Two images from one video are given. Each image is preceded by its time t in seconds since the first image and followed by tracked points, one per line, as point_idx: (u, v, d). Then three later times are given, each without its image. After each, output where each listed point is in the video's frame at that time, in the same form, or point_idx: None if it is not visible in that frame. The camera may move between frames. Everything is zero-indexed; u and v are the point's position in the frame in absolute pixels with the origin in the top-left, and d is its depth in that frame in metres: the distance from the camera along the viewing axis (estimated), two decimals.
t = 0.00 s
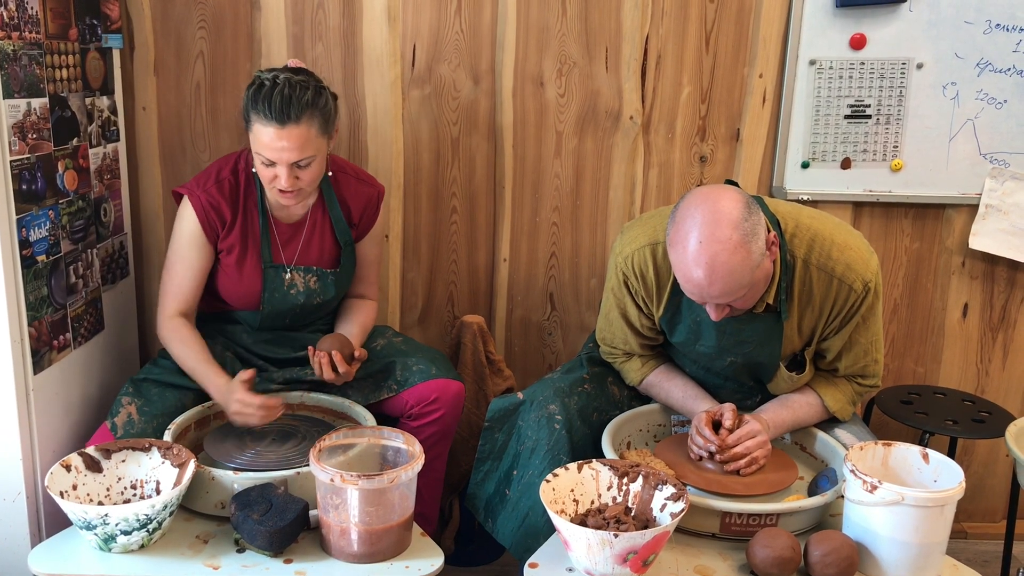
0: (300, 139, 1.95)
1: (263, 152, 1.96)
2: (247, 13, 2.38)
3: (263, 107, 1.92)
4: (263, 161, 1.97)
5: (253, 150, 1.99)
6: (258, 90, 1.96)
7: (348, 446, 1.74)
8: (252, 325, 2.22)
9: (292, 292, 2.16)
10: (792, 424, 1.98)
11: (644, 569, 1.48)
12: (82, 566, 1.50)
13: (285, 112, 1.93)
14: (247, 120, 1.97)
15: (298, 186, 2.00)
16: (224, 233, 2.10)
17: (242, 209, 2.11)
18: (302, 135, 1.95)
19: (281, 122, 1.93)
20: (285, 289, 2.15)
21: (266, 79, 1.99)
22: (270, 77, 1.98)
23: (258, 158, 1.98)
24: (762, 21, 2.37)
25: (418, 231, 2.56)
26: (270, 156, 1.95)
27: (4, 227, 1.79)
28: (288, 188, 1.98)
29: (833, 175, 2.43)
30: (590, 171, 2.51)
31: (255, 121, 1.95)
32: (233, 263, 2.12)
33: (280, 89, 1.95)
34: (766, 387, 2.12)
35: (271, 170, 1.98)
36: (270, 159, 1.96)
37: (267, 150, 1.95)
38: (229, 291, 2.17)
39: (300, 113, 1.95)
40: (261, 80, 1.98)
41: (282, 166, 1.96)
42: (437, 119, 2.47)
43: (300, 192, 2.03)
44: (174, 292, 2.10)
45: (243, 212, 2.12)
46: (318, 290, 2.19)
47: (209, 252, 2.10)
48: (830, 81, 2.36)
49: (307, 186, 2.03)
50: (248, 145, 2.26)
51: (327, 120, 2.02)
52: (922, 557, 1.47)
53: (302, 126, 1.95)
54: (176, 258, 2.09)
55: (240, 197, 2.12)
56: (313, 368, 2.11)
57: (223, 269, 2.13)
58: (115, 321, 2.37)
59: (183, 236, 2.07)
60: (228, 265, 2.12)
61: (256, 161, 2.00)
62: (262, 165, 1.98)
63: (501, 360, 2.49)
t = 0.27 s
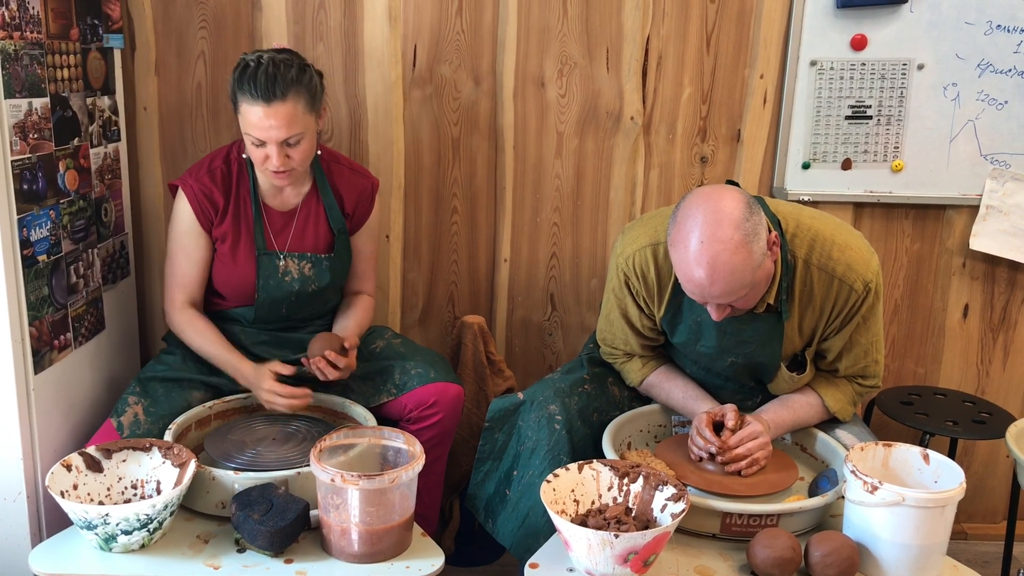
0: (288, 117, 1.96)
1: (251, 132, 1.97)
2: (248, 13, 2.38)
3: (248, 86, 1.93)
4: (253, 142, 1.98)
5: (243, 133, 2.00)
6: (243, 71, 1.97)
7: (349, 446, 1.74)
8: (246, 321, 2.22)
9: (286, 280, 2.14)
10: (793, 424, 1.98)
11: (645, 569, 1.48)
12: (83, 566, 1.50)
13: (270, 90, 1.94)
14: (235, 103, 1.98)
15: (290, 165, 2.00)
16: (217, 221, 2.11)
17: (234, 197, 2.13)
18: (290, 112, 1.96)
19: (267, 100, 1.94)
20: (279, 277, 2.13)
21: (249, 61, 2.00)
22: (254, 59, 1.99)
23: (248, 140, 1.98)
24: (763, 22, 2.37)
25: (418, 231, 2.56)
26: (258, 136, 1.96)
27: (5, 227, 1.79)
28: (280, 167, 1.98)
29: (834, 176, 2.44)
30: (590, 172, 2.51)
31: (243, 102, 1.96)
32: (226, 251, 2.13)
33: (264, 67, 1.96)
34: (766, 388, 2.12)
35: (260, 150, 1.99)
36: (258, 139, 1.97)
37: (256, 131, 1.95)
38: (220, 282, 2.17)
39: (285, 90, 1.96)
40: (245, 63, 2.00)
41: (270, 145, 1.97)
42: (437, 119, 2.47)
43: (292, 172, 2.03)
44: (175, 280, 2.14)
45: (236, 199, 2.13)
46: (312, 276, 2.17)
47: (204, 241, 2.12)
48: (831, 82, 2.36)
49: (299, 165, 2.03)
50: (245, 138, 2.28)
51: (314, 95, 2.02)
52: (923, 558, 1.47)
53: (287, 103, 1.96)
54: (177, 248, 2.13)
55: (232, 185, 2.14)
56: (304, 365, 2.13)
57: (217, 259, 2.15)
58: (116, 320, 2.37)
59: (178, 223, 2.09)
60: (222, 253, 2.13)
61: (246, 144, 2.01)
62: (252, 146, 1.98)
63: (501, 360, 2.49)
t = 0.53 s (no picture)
0: (289, 106, 1.97)
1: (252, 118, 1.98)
2: (250, 13, 2.38)
3: (252, 74, 1.94)
4: (253, 130, 1.98)
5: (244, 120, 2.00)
6: (248, 60, 1.98)
7: (350, 447, 1.74)
8: (243, 317, 2.22)
9: (281, 271, 2.16)
10: (793, 424, 1.98)
11: (646, 570, 1.48)
12: (84, 566, 1.50)
13: (274, 78, 1.95)
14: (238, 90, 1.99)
15: (288, 155, 2.01)
16: (211, 210, 2.13)
17: (230, 186, 2.15)
18: (292, 102, 1.97)
19: (270, 88, 1.95)
20: (274, 268, 2.15)
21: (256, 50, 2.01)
22: (260, 48, 2.00)
23: (249, 128, 1.99)
24: (764, 22, 2.37)
25: (419, 231, 2.56)
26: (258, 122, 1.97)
27: (7, 227, 1.79)
28: (278, 156, 1.99)
29: (835, 177, 2.44)
30: (592, 172, 2.51)
31: (246, 90, 1.97)
32: (220, 240, 2.14)
33: (269, 57, 1.97)
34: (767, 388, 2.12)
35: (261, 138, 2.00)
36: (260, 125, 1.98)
37: (258, 118, 1.96)
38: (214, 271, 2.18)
39: (289, 80, 1.97)
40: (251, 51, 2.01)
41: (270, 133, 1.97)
42: (439, 120, 2.47)
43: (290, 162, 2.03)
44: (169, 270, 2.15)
45: (231, 189, 2.15)
46: (307, 268, 2.18)
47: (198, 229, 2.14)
48: (832, 82, 2.37)
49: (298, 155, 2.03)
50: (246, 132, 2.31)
51: (316, 88, 2.03)
52: (924, 558, 1.47)
53: (291, 94, 1.97)
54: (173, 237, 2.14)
55: (228, 175, 2.16)
56: (298, 369, 2.11)
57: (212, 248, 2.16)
58: (117, 321, 2.38)
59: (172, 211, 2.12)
60: (216, 242, 2.15)
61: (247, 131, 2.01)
62: (252, 133, 1.99)
63: (502, 360, 2.49)
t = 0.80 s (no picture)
0: (308, 121, 1.97)
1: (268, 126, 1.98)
2: (251, 14, 2.38)
3: (276, 86, 1.93)
4: (268, 137, 1.98)
5: (259, 125, 1.99)
6: (270, 69, 1.96)
7: (351, 447, 1.74)
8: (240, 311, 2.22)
9: (283, 268, 2.16)
10: (795, 424, 1.97)
11: (647, 570, 1.48)
12: (85, 567, 1.50)
13: (298, 92, 1.94)
14: (255, 96, 1.98)
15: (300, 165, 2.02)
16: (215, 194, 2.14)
17: (237, 174, 2.16)
18: (312, 117, 1.97)
19: (292, 102, 1.94)
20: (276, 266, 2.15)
21: (278, 57, 1.99)
22: (282, 58, 1.99)
23: (263, 134, 1.98)
24: (765, 23, 2.37)
25: (420, 232, 2.56)
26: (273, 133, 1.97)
27: (8, 228, 1.80)
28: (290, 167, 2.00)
29: (836, 177, 2.43)
30: (593, 172, 2.51)
31: (265, 98, 1.95)
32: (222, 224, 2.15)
33: (293, 70, 1.96)
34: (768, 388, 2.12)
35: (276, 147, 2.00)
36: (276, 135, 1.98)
37: (275, 128, 1.96)
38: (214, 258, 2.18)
39: (311, 97, 1.97)
40: (274, 59, 1.99)
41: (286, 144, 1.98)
42: (440, 120, 2.47)
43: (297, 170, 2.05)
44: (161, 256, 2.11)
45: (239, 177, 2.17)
46: (308, 267, 2.19)
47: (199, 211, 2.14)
48: (833, 83, 2.36)
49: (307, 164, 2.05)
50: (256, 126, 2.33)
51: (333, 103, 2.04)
52: (925, 559, 1.47)
53: (312, 108, 1.97)
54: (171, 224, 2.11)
55: (237, 162, 2.18)
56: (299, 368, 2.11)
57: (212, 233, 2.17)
58: (118, 321, 2.38)
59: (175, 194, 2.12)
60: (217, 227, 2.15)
61: (260, 135, 2.00)
62: (266, 141, 1.99)
63: (504, 360, 2.49)
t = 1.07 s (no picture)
0: (320, 136, 1.97)
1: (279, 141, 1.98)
2: (252, 15, 2.38)
3: (289, 101, 1.94)
4: (279, 150, 1.98)
5: (269, 137, 1.99)
6: (283, 83, 1.96)
7: (353, 448, 1.74)
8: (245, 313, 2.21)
9: (288, 278, 2.16)
10: (796, 424, 1.97)
11: (649, 571, 1.48)
12: (87, 568, 1.50)
13: (311, 108, 1.95)
14: (266, 109, 1.98)
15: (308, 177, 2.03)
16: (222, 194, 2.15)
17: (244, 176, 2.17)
18: (323, 132, 1.98)
19: (305, 117, 1.95)
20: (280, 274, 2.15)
21: (291, 71, 1.99)
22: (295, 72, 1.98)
23: (273, 147, 1.98)
24: (766, 23, 2.37)
25: (422, 233, 2.56)
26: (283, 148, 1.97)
27: (10, 229, 1.80)
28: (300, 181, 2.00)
29: (837, 178, 2.43)
30: (594, 173, 2.51)
31: (277, 112, 1.96)
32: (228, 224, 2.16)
33: (306, 85, 1.96)
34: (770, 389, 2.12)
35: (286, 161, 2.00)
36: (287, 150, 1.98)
37: (287, 143, 1.96)
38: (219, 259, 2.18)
39: (323, 112, 1.97)
40: (286, 73, 1.99)
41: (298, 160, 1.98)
42: (441, 121, 2.47)
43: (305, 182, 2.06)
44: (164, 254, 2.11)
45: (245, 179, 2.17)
46: (314, 276, 2.19)
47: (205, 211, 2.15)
48: (834, 83, 2.36)
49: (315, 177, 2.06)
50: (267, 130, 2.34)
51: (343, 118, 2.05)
52: (928, 560, 1.47)
53: (323, 123, 1.98)
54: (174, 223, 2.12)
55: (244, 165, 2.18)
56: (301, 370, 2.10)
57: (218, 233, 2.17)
58: (120, 323, 2.38)
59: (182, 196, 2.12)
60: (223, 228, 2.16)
61: (269, 147, 2.00)
62: (276, 154, 1.99)
63: (505, 361, 2.49)
